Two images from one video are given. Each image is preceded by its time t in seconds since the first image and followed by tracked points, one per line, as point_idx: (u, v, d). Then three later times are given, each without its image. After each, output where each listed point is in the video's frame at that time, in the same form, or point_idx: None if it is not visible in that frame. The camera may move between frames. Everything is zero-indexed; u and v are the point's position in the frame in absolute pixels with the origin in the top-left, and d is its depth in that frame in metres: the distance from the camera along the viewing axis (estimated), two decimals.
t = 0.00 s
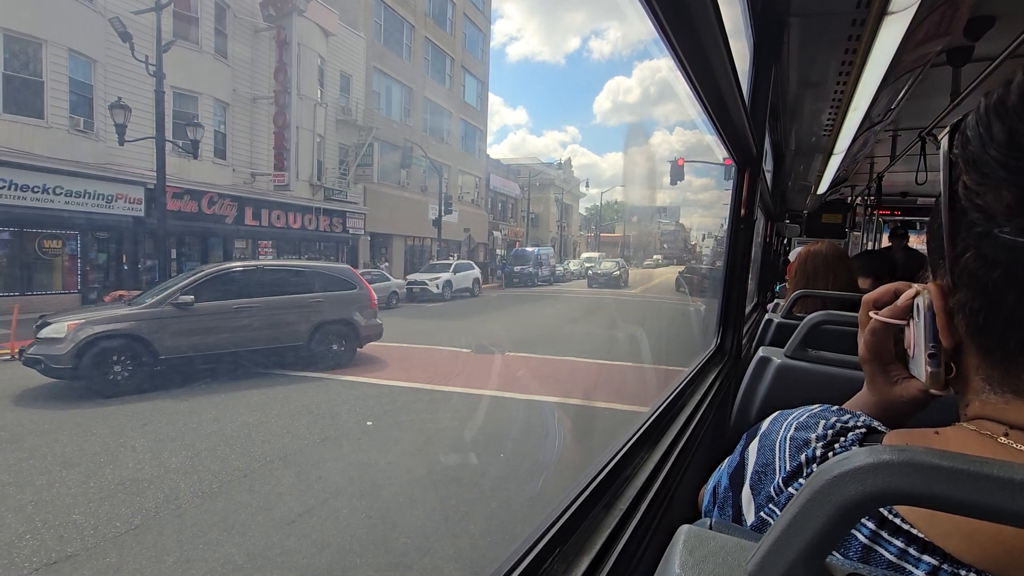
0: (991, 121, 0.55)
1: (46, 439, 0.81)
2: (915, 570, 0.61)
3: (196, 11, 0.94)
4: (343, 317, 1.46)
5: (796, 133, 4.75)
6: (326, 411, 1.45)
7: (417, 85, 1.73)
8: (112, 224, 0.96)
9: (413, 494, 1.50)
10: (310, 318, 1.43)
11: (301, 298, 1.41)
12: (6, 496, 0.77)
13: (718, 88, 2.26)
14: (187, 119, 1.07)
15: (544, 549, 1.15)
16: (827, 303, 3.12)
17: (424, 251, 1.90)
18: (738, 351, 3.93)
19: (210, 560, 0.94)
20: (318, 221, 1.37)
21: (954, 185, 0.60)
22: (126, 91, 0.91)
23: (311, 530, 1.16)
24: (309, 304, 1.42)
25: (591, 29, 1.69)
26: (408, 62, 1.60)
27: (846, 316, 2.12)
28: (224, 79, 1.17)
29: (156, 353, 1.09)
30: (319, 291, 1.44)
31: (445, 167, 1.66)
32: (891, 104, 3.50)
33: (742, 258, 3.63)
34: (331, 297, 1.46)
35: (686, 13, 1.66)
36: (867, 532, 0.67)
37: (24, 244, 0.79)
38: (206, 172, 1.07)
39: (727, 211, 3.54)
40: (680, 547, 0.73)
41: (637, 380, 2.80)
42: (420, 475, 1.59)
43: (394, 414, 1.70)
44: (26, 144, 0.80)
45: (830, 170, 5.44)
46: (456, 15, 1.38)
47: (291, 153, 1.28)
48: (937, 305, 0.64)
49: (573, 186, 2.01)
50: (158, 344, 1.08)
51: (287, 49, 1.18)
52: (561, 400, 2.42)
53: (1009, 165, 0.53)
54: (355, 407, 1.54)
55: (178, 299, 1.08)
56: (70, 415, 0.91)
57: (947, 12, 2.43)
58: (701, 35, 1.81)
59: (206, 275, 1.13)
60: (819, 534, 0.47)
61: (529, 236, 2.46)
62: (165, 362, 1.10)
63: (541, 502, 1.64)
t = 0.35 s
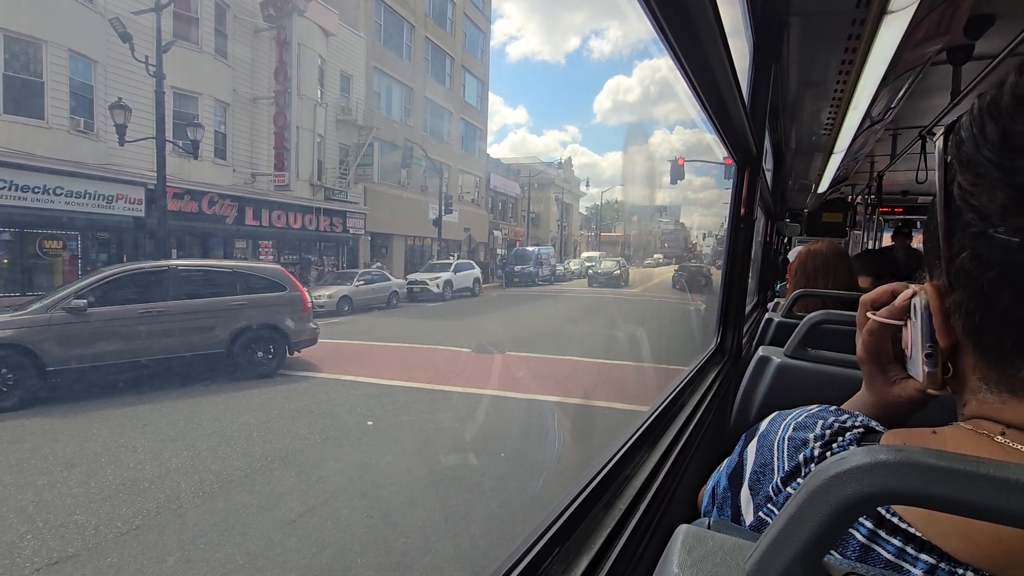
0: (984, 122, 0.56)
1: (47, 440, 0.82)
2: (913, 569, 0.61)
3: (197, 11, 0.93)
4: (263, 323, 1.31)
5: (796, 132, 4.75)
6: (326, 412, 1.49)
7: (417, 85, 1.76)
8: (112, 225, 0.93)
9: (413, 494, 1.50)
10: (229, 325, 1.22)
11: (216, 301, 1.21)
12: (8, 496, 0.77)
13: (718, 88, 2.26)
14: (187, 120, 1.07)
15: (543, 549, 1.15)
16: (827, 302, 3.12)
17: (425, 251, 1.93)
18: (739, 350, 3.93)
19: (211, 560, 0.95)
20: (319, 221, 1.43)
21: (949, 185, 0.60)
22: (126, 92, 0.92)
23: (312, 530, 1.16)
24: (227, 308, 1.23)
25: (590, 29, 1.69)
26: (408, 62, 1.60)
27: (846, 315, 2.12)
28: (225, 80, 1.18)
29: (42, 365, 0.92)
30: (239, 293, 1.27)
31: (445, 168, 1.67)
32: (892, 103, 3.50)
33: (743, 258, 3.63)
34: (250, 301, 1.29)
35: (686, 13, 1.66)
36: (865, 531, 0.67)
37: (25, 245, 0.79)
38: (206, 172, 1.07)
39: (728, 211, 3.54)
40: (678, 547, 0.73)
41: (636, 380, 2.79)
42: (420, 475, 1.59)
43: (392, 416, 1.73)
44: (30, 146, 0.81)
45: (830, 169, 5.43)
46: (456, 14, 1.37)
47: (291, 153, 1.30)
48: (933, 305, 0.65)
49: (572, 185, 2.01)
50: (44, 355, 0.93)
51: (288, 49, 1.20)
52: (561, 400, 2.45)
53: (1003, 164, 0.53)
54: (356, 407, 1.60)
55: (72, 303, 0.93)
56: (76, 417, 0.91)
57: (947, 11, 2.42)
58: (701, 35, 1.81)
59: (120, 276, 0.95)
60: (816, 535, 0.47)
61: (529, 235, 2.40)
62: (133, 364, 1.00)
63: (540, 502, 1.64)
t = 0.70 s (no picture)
0: (982, 121, 0.56)
1: (48, 439, 0.81)
2: (912, 568, 0.61)
3: (197, 12, 0.92)
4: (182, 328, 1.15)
5: (797, 131, 4.75)
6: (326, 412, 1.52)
7: (417, 85, 1.74)
8: (113, 225, 0.95)
9: (414, 493, 1.51)
10: (147, 331, 1.08)
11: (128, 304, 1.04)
12: (10, 496, 0.78)
13: (718, 87, 2.26)
14: (187, 120, 1.07)
15: (543, 548, 1.15)
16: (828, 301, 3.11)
17: (427, 250, 1.99)
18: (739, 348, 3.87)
19: (212, 560, 0.94)
20: (319, 221, 1.52)
21: (947, 184, 0.60)
22: (126, 92, 0.94)
23: (313, 530, 1.16)
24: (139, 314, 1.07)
25: (590, 28, 1.69)
26: (408, 62, 1.60)
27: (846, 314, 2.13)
28: (225, 80, 1.18)
29: None
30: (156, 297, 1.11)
31: (445, 167, 1.68)
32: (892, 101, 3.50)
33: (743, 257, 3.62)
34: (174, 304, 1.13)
35: (686, 12, 1.65)
36: (865, 530, 0.67)
37: (26, 244, 0.80)
38: (208, 173, 1.08)
39: (728, 210, 3.54)
40: (677, 547, 0.73)
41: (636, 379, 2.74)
42: (420, 475, 1.60)
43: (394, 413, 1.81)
44: (31, 148, 0.81)
45: (831, 168, 5.43)
46: (456, 14, 1.37)
47: (291, 153, 1.30)
48: (932, 304, 0.65)
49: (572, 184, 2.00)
50: None
51: (288, 49, 1.21)
52: (561, 400, 2.48)
53: (1000, 163, 0.53)
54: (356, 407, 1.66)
55: None
56: (77, 418, 0.89)
57: (948, 9, 2.41)
58: (701, 33, 1.81)
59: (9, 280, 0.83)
60: (816, 533, 0.47)
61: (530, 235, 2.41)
62: (129, 364, 1.02)
63: (541, 501, 1.64)
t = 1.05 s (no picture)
0: (985, 118, 0.56)
1: (51, 440, 0.81)
2: (916, 568, 0.59)
3: (197, 12, 0.94)
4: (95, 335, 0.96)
5: (799, 130, 4.74)
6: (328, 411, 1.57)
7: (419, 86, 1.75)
8: (116, 225, 0.99)
9: (416, 493, 1.51)
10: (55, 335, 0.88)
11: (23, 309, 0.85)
12: (12, 496, 0.77)
13: (720, 85, 2.25)
14: (188, 120, 1.06)
15: (546, 548, 1.15)
16: (830, 300, 3.10)
17: (427, 252, 2.02)
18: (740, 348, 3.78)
19: (215, 559, 0.94)
20: (320, 220, 1.56)
21: (950, 183, 0.60)
22: (127, 92, 0.95)
23: (315, 530, 1.16)
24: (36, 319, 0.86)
25: (591, 27, 1.69)
26: (408, 62, 1.63)
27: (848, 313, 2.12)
28: (225, 79, 1.14)
29: None
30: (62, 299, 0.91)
31: (445, 167, 1.70)
32: (893, 99, 3.49)
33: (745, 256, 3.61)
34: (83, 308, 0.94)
35: (686, 9, 1.64)
36: (869, 529, 0.65)
37: (31, 244, 0.81)
38: (208, 174, 1.08)
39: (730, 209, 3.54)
40: (681, 547, 0.73)
41: (638, 380, 2.67)
42: (421, 476, 1.60)
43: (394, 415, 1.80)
44: (32, 148, 0.81)
45: (834, 167, 5.41)
46: (456, 13, 1.36)
47: (292, 153, 1.31)
48: (935, 302, 0.65)
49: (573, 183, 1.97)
50: None
51: (289, 49, 1.22)
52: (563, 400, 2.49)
53: (1004, 161, 0.53)
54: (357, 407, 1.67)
55: None
56: (77, 417, 0.88)
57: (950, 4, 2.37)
58: (702, 31, 1.80)
59: None
60: (820, 533, 0.47)
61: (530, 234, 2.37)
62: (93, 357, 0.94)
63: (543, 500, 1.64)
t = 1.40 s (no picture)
0: (982, 120, 0.56)
1: (52, 444, 0.79)
2: (914, 568, 0.60)
3: (197, 16, 0.94)
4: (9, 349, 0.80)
5: (798, 130, 4.74)
6: (329, 413, 1.66)
7: (417, 87, 1.78)
8: (116, 230, 0.99)
9: (417, 495, 1.52)
10: None
11: None
12: (17, 500, 0.76)
13: (718, 85, 2.25)
14: (190, 125, 1.06)
15: (546, 549, 1.16)
16: (829, 300, 3.10)
17: (425, 255, 2.06)
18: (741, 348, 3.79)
19: (217, 562, 0.93)
20: (320, 223, 1.58)
21: (946, 184, 0.60)
22: (128, 97, 0.92)
23: (318, 533, 1.17)
24: None
25: (591, 28, 1.69)
26: (408, 64, 1.67)
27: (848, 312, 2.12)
28: (227, 84, 1.14)
29: None
30: None
31: (447, 168, 1.73)
32: (892, 98, 3.49)
33: (744, 256, 3.61)
34: None
35: (683, 12, 1.64)
36: (867, 530, 0.66)
37: (31, 248, 0.80)
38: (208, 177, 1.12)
39: (729, 209, 3.54)
40: (680, 547, 0.73)
41: (639, 381, 2.52)
42: (422, 478, 1.60)
43: (396, 417, 1.90)
44: (33, 153, 0.81)
45: (833, 166, 5.41)
46: (456, 16, 1.38)
47: (292, 156, 1.37)
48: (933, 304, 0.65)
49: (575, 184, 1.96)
50: None
51: (289, 52, 1.25)
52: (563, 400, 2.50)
53: (1001, 163, 0.54)
54: (360, 410, 1.76)
55: None
56: (76, 421, 0.88)
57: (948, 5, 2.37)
58: (699, 32, 1.81)
59: None
60: (816, 534, 0.47)
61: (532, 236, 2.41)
62: None
63: (544, 500, 1.64)
